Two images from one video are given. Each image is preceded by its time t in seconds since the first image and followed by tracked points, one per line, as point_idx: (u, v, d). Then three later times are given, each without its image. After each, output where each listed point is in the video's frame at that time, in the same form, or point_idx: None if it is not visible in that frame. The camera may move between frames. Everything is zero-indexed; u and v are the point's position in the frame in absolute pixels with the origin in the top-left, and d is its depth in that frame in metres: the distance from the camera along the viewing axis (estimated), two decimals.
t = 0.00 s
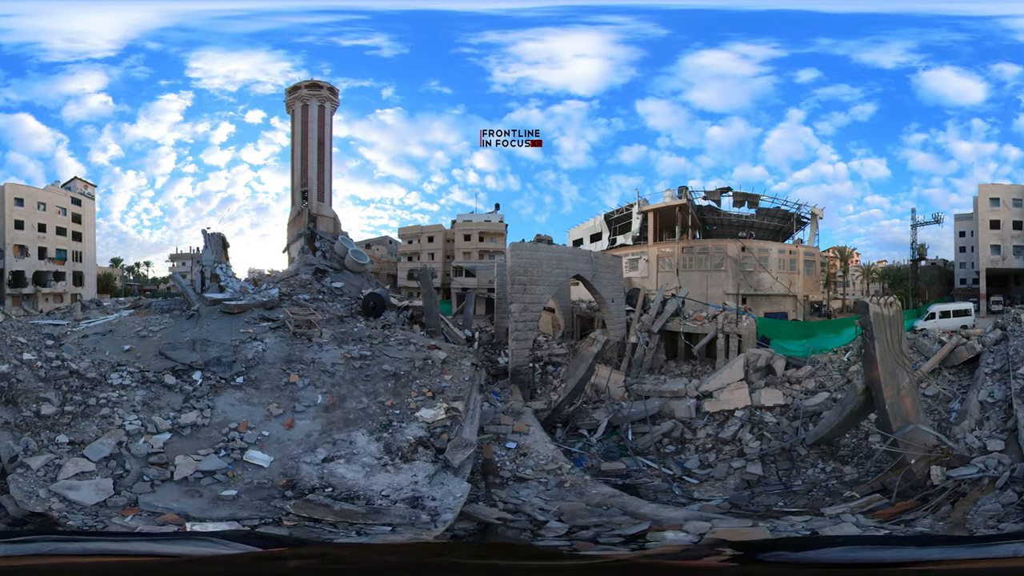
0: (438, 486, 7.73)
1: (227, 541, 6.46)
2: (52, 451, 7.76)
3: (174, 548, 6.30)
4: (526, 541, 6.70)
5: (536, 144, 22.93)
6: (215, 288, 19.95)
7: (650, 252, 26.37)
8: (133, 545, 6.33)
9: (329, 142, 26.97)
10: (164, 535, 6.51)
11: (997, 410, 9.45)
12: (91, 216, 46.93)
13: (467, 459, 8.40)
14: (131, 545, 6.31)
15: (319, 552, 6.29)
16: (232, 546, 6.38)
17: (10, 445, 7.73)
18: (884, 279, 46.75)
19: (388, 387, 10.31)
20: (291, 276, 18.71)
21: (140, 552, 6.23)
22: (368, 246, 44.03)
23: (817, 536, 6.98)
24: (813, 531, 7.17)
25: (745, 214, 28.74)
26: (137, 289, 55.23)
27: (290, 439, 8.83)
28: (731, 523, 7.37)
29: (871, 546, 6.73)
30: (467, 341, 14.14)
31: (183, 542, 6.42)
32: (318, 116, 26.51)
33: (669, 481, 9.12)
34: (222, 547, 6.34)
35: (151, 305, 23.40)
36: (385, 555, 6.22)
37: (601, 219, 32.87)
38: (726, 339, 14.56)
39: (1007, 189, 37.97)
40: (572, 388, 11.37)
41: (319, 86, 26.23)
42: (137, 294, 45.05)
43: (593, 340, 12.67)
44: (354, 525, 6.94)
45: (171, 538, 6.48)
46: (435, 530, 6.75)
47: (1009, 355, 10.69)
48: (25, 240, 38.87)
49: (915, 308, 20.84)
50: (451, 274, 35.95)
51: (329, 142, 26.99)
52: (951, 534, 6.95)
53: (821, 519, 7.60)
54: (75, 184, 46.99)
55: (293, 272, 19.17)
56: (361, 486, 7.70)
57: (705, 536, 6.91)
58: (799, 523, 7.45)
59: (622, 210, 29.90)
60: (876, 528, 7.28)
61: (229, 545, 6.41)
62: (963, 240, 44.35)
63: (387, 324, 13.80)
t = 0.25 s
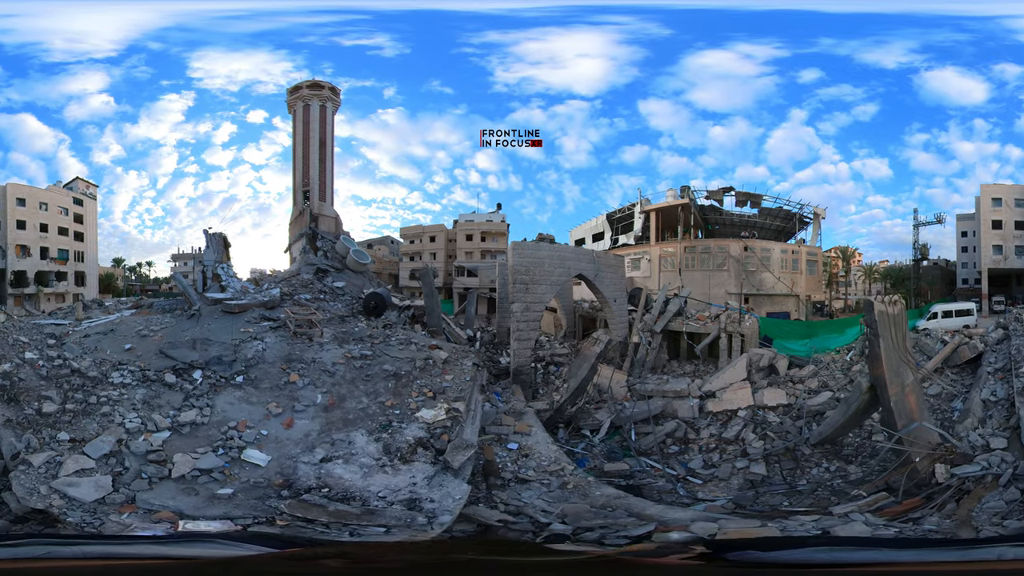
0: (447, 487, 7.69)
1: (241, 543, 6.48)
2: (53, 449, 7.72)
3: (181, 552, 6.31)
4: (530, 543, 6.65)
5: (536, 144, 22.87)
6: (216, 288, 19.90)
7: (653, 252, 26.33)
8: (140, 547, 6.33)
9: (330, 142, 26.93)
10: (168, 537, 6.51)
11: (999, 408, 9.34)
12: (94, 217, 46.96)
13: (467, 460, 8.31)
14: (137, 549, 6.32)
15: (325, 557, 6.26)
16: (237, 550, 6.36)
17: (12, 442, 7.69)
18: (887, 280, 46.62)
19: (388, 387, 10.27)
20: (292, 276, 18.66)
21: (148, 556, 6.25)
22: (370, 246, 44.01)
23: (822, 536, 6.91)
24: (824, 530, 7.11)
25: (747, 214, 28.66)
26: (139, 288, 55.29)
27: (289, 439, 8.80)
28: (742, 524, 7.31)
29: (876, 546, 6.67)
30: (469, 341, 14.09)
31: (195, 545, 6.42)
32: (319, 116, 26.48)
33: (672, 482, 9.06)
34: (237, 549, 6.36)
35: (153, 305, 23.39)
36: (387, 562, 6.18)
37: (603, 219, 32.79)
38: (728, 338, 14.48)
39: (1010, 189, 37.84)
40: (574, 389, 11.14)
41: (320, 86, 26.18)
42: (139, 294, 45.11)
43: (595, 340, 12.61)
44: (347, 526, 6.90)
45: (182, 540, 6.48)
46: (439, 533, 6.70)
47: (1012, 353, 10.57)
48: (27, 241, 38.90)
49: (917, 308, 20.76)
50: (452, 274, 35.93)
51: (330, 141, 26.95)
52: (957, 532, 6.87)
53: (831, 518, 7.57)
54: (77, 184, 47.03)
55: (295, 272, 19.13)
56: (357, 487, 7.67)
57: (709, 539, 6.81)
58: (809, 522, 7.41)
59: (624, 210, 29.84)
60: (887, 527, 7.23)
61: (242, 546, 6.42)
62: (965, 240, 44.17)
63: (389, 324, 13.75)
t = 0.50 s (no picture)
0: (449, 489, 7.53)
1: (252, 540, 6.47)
2: (53, 444, 7.68)
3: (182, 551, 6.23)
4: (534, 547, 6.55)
5: (537, 143, 22.74)
6: (217, 288, 19.80)
7: (655, 251, 26.18)
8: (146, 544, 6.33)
9: (331, 142, 26.83)
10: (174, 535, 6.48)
11: (1005, 405, 9.16)
12: (96, 217, 46.95)
13: (459, 461, 8.06)
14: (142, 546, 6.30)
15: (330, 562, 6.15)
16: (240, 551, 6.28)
17: (14, 437, 7.69)
18: (889, 280, 46.38)
19: (385, 387, 10.18)
20: (292, 276, 18.55)
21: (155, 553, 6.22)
22: (372, 246, 43.93)
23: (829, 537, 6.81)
24: (846, 531, 6.97)
25: (749, 213, 28.53)
26: (141, 289, 55.30)
27: (283, 436, 8.70)
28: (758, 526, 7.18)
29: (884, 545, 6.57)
30: (469, 341, 13.96)
31: (205, 543, 6.40)
32: (320, 117, 26.40)
33: (676, 484, 8.96)
34: (248, 546, 6.36)
35: (154, 305, 23.31)
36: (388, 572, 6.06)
37: (605, 218, 32.64)
38: (732, 338, 14.35)
39: (1012, 190, 37.54)
40: (576, 390, 10.94)
41: (320, 86, 26.09)
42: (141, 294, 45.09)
43: (597, 340, 12.50)
44: (323, 522, 6.80)
45: (190, 538, 6.46)
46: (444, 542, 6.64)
47: (1015, 352, 10.37)
48: (29, 241, 38.89)
49: (919, 308, 20.59)
50: (454, 274, 35.82)
51: (331, 141, 26.86)
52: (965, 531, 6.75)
53: (848, 518, 7.46)
54: (78, 184, 47.02)
55: (295, 272, 19.02)
56: (342, 488, 7.53)
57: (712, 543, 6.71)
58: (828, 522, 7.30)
59: (626, 210, 29.72)
60: (907, 526, 7.08)
61: (253, 543, 6.42)
62: (967, 239, 43.84)
63: (388, 323, 13.65)
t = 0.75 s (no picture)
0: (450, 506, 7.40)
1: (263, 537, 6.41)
2: (53, 437, 7.64)
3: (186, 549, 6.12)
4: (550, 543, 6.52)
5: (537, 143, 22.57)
6: (216, 288, 19.63)
7: (657, 250, 25.88)
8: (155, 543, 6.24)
9: (331, 141, 26.69)
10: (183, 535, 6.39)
11: (1009, 401, 9.37)
12: (96, 217, 46.84)
13: (443, 466, 7.86)
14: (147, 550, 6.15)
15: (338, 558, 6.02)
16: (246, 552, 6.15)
17: (18, 430, 7.72)
18: (891, 280, 46.16)
19: (378, 390, 9.93)
20: (292, 276, 18.37)
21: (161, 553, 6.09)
22: (373, 246, 43.80)
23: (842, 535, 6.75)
24: (886, 529, 6.92)
25: (752, 213, 28.37)
26: (142, 289, 55.20)
27: (273, 434, 8.64)
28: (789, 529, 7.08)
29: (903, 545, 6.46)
30: (468, 342, 13.79)
31: (215, 540, 6.31)
32: (320, 117, 26.26)
33: (684, 488, 8.75)
34: (261, 543, 6.29)
35: (153, 305, 23.13)
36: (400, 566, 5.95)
37: (606, 217, 32.46)
38: (736, 339, 14.19)
39: (1014, 191, 37.29)
40: (577, 394, 10.92)
41: (320, 86, 25.96)
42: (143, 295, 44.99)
43: (598, 341, 12.40)
44: (300, 516, 6.80)
45: (201, 537, 6.35)
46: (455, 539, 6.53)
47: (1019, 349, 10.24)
48: (30, 241, 38.78)
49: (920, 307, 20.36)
50: (454, 274, 35.64)
51: (331, 141, 26.72)
52: (987, 534, 6.62)
53: (880, 515, 7.42)
54: (79, 184, 46.95)
55: (294, 272, 18.87)
56: (320, 488, 7.49)
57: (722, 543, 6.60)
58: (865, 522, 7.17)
59: (628, 209, 29.54)
60: (937, 522, 7.11)
61: (268, 540, 6.37)
62: (969, 240, 43.50)
63: (386, 323, 13.47)
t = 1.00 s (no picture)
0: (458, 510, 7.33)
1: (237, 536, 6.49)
2: (50, 427, 7.95)
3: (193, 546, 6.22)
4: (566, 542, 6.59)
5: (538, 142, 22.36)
6: (213, 288, 19.48)
7: (659, 250, 25.42)
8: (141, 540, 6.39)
9: (330, 141, 26.49)
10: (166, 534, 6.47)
11: (1014, 396, 9.32)
12: (98, 217, 46.74)
13: (421, 473, 7.61)
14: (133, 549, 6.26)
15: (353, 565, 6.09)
16: (251, 559, 6.21)
17: (20, 422, 8.04)
18: (893, 280, 45.86)
19: (369, 392, 9.73)
20: (291, 276, 18.20)
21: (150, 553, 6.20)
22: (373, 246, 43.62)
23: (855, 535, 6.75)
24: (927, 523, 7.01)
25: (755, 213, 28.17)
26: (144, 289, 55.08)
27: (256, 432, 8.59)
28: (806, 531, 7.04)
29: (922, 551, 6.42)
30: (467, 343, 13.58)
31: (202, 539, 6.43)
32: (319, 116, 26.07)
33: (697, 494, 8.51)
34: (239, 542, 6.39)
35: (152, 305, 22.93)
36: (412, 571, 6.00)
37: (608, 217, 32.21)
38: (742, 339, 14.05)
39: (1016, 193, 36.98)
40: (580, 399, 10.43)
41: (320, 86, 25.78)
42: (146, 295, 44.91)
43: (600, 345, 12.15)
44: (257, 519, 6.65)
45: (193, 534, 6.48)
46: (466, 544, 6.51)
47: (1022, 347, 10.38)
48: (32, 241, 38.69)
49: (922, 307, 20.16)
50: (455, 274, 35.44)
51: (330, 141, 26.53)
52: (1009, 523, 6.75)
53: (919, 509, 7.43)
54: (80, 184, 46.91)
55: (293, 272, 18.69)
56: (288, 490, 7.28)
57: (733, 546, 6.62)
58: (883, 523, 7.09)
59: (630, 208, 29.32)
60: (961, 510, 7.26)
61: (250, 539, 6.45)
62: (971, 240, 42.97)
63: (383, 324, 13.27)
